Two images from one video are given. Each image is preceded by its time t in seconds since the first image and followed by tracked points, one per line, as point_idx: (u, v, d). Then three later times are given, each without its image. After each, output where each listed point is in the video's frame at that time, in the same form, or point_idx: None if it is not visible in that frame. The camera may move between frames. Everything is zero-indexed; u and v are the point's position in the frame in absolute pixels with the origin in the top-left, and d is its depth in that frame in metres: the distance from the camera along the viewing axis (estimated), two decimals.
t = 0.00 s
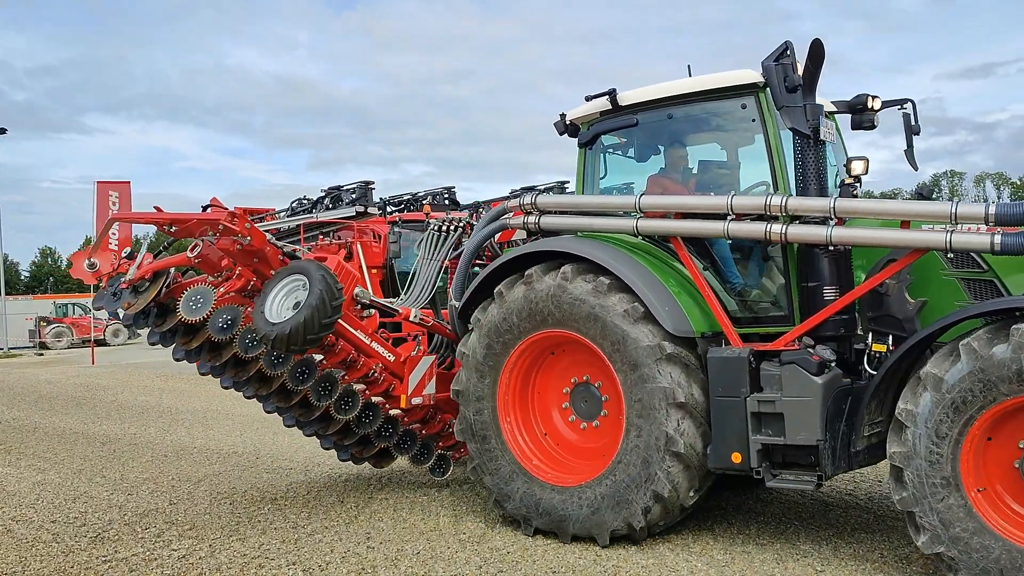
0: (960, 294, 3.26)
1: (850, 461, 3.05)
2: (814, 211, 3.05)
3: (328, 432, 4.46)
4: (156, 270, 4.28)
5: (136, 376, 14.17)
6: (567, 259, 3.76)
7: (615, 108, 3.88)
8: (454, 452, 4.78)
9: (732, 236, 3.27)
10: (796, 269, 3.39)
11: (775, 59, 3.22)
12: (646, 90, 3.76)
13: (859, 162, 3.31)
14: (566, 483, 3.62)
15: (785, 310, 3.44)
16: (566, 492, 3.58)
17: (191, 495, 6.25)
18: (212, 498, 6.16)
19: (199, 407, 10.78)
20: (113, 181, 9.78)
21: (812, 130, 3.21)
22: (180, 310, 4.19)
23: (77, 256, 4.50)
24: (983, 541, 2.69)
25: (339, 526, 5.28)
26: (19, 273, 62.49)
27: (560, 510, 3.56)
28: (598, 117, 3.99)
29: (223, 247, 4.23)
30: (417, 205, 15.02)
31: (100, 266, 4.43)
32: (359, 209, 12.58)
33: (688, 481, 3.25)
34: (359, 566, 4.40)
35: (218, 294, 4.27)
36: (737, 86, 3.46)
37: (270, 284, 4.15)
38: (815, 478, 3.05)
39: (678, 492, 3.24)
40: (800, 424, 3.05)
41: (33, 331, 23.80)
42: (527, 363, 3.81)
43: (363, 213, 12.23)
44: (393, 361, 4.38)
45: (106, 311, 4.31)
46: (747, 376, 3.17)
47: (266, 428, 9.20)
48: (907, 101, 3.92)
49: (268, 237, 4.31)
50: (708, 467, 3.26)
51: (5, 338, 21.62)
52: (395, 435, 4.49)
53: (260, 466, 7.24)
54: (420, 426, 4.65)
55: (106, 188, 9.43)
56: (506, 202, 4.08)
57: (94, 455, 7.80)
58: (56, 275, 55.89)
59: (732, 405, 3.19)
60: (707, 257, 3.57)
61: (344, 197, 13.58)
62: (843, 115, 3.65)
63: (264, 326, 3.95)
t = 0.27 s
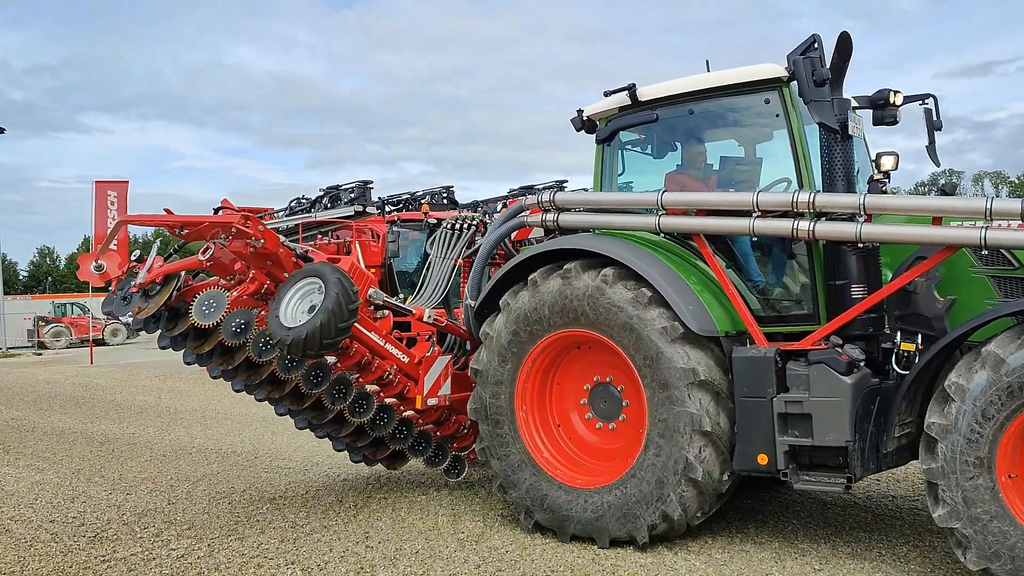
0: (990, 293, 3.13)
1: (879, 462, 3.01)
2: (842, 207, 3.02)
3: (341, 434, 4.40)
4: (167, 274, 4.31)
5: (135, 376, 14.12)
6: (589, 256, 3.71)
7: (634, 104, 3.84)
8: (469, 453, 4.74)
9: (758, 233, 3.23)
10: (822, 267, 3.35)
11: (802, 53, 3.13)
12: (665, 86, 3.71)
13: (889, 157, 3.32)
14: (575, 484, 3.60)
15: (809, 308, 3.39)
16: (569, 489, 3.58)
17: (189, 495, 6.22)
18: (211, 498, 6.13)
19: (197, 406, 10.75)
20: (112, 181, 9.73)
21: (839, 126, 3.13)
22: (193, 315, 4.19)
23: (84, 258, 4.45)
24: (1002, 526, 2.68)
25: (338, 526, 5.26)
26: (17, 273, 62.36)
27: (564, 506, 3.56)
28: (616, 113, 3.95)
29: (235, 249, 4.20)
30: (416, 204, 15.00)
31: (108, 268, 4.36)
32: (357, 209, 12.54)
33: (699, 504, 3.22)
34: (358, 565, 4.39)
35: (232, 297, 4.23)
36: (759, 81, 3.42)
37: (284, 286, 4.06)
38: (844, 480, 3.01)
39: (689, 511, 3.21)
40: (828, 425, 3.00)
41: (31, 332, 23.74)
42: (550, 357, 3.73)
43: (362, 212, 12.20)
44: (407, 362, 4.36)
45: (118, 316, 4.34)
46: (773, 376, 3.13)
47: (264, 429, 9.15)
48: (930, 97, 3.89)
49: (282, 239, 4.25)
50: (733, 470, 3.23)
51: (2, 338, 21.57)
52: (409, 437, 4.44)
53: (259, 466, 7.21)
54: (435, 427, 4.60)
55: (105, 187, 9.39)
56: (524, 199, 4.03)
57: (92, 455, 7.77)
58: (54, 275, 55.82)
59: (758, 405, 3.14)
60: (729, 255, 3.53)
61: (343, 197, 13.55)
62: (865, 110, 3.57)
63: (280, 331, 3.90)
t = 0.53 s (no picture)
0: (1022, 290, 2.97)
1: (908, 464, 2.94)
2: (873, 204, 2.90)
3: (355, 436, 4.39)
4: (178, 277, 4.19)
5: (133, 376, 14.09)
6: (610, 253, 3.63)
7: (654, 100, 3.77)
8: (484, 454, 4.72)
9: (784, 230, 3.13)
10: (849, 266, 3.26)
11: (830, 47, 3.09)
12: (685, 80, 3.64)
13: (920, 153, 3.31)
14: (585, 481, 3.55)
15: (835, 306, 3.28)
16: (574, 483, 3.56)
17: (187, 495, 6.19)
18: (209, 498, 6.10)
19: (195, 406, 10.73)
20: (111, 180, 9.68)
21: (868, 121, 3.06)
22: (207, 318, 4.06)
23: (90, 260, 4.41)
24: None
25: (336, 526, 5.24)
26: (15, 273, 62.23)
27: (571, 500, 3.53)
28: (635, 109, 3.88)
29: (249, 251, 4.13)
30: (414, 204, 14.97)
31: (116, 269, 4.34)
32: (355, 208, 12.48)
33: (705, 524, 3.20)
34: (356, 565, 4.38)
35: (246, 300, 4.13)
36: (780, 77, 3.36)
37: (300, 289, 4.03)
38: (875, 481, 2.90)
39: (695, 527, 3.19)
40: (858, 427, 2.89)
41: (29, 332, 23.70)
42: (574, 350, 3.63)
43: (360, 212, 12.16)
44: (422, 363, 4.31)
45: (126, 319, 4.23)
46: (800, 376, 3.01)
47: (262, 429, 9.10)
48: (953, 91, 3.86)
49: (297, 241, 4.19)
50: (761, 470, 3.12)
51: None
52: (424, 438, 4.44)
53: (257, 466, 7.19)
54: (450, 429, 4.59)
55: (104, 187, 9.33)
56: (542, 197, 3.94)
57: (90, 455, 7.74)
58: (51, 275, 55.78)
59: (785, 406, 3.04)
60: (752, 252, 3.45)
61: (341, 196, 13.52)
62: (887, 108, 3.45)
63: (296, 336, 3.85)
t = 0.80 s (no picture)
0: None
1: (940, 465, 2.84)
2: (905, 199, 2.82)
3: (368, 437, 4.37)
4: (190, 280, 4.18)
5: (131, 376, 14.06)
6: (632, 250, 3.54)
7: (675, 94, 3.70)
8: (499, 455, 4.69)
9: (813, 227, 3.04)
10: (878, 263, 3.17)
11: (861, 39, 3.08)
12: (706, 74, 3.57)
13: (954, 147, 3.28)
14: (597, 479, 3.50)
15: (863, 305, 3.19)
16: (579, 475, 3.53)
17: (186, 495, 6.17)
18: (207, 498, 6.07)
19: (193, 406, 10.72)
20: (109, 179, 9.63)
21: (900, 114, 3.05)
22: (220, 322, 4.02)
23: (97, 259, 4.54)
24: None
25: (335, 525, 5.22)
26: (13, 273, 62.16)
27: (577, 490, 3.51)
28: (655, 104, 3.82)
29: (263, 253, 4.06)
30: (412, 203, 14.94)
31: (124, 270, 4.42)
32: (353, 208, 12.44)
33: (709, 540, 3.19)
34: (354, 565, 4.36)
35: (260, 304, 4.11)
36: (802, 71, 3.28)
37: (315, 292, 4.02)
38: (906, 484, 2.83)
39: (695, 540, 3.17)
40: (890, 427, 2.82)
41: (27, 331, 23.64)
42: (600, 345, 3.52)
43: (358, 211, 12.14)
44: (437, 364, 4.26)
45: (137, 324, 4.21)
46: (829, 376, 2.95)
47: (260, 429, 9.08)
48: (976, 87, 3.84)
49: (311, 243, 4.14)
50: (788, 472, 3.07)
51: None
52: (441, 441, 4.36)
53: (255, 466, 7.16)
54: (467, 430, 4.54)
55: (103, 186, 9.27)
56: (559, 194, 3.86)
57: (89, 455, 7.72)
58: (49, 275, 55.74)
59: (813, 406, 2.97)
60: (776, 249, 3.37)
61: (339, 196, 13.49)
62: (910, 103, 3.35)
63: (313, 339, 3.84)
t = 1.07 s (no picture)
0: None
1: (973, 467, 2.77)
2: (937, 196, 2.74)
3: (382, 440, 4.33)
4: (203, 284, 4.11)
5: (128, 376, 14.04)
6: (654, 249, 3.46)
7: (698, 89, 3.65)
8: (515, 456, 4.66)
9: (842, 224, 2.97)
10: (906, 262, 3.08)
11: (891, 32, 3.02)
12: (730, 69, 3.51)
13: (988, 141, 3.04)
14: (608, 473, 3.42)
15: (892, 304, 3.10)
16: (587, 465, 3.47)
17: (183, 495, 6.15)
18: (205, 498, 6.06)
19: (191, 406, 10.70)
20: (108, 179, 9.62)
21: (933, 109, 3.00)
22: (237, 328, 3.95)
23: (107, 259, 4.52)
24: None
25: (333, 525, 5.21)
26: (10, 274, 62.11)
27: (586, 480, 3.46)
28: (676, 99, 3.77)
29: (278, 256, 3.95)
30: (411, 203, 14.94)
31: (132, 272, 4.44)
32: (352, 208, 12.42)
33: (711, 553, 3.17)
34: (352, 565, 4.34)
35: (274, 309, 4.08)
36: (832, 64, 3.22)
37: (333, 294, 3.89)
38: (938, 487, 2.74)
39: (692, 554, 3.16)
40: (923, 428, 2.72)
41: (25, 331, 23.63)
42: (629, 340, 3.40)
43: (357, 211, 12.12)
44: (453, 366, 4.20)
45: (149, 326, 4.17)
46: (860, 376, 2.86)
47: (258, 429, 9.06)
48: (1001, 83, 3.83)
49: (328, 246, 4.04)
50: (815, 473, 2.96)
51: None
52: (457, 442, 4.34)
53: (253, 466, 7.15)
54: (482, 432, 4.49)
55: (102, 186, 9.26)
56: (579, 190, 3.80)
57: (87, 455, 7.70)
58: (47, 275, 55.72)
59: (842, 407, 2.88)
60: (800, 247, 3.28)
61: (337, 195, 13.47)
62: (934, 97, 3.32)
63: (331, 344, 3.72)
